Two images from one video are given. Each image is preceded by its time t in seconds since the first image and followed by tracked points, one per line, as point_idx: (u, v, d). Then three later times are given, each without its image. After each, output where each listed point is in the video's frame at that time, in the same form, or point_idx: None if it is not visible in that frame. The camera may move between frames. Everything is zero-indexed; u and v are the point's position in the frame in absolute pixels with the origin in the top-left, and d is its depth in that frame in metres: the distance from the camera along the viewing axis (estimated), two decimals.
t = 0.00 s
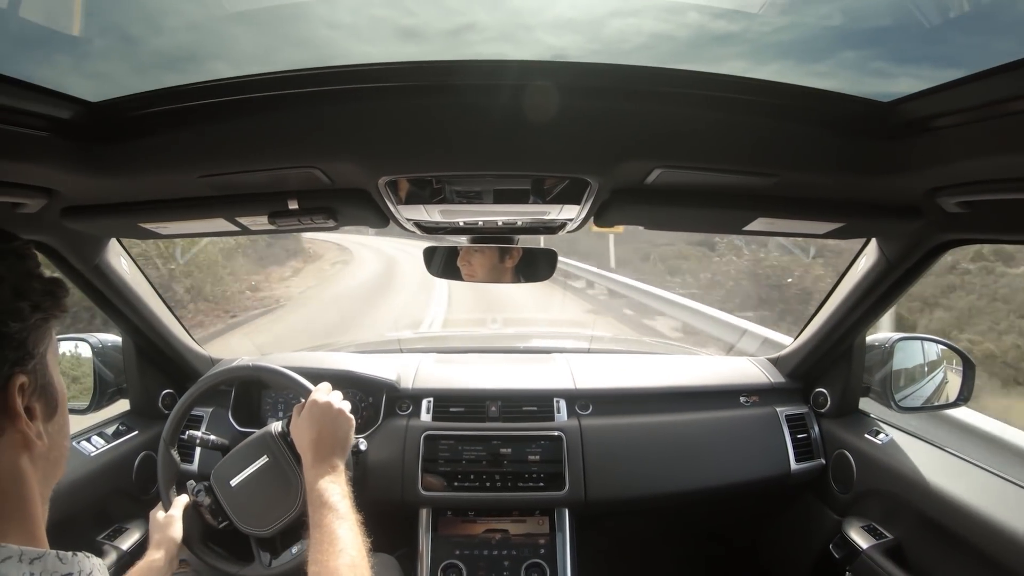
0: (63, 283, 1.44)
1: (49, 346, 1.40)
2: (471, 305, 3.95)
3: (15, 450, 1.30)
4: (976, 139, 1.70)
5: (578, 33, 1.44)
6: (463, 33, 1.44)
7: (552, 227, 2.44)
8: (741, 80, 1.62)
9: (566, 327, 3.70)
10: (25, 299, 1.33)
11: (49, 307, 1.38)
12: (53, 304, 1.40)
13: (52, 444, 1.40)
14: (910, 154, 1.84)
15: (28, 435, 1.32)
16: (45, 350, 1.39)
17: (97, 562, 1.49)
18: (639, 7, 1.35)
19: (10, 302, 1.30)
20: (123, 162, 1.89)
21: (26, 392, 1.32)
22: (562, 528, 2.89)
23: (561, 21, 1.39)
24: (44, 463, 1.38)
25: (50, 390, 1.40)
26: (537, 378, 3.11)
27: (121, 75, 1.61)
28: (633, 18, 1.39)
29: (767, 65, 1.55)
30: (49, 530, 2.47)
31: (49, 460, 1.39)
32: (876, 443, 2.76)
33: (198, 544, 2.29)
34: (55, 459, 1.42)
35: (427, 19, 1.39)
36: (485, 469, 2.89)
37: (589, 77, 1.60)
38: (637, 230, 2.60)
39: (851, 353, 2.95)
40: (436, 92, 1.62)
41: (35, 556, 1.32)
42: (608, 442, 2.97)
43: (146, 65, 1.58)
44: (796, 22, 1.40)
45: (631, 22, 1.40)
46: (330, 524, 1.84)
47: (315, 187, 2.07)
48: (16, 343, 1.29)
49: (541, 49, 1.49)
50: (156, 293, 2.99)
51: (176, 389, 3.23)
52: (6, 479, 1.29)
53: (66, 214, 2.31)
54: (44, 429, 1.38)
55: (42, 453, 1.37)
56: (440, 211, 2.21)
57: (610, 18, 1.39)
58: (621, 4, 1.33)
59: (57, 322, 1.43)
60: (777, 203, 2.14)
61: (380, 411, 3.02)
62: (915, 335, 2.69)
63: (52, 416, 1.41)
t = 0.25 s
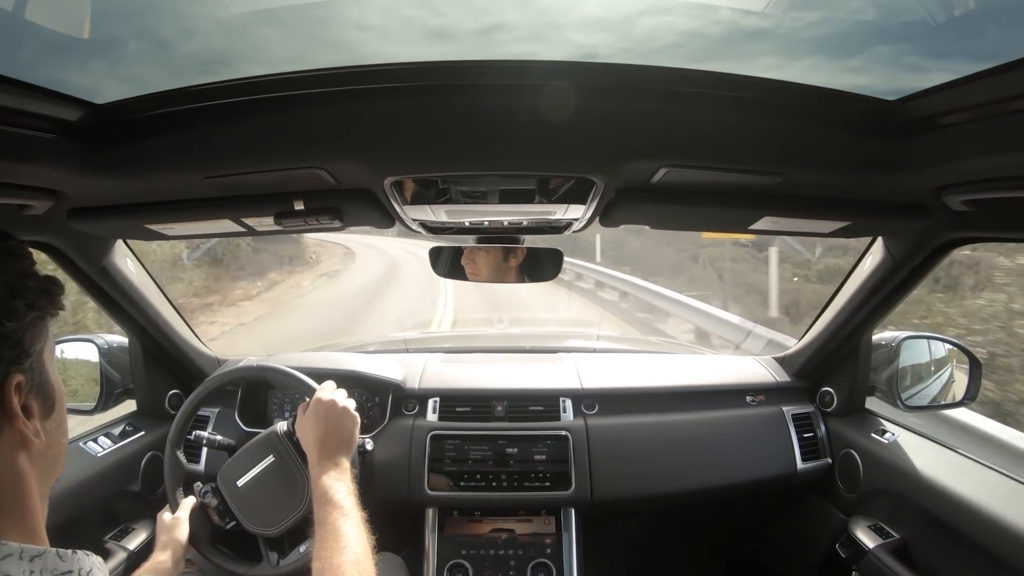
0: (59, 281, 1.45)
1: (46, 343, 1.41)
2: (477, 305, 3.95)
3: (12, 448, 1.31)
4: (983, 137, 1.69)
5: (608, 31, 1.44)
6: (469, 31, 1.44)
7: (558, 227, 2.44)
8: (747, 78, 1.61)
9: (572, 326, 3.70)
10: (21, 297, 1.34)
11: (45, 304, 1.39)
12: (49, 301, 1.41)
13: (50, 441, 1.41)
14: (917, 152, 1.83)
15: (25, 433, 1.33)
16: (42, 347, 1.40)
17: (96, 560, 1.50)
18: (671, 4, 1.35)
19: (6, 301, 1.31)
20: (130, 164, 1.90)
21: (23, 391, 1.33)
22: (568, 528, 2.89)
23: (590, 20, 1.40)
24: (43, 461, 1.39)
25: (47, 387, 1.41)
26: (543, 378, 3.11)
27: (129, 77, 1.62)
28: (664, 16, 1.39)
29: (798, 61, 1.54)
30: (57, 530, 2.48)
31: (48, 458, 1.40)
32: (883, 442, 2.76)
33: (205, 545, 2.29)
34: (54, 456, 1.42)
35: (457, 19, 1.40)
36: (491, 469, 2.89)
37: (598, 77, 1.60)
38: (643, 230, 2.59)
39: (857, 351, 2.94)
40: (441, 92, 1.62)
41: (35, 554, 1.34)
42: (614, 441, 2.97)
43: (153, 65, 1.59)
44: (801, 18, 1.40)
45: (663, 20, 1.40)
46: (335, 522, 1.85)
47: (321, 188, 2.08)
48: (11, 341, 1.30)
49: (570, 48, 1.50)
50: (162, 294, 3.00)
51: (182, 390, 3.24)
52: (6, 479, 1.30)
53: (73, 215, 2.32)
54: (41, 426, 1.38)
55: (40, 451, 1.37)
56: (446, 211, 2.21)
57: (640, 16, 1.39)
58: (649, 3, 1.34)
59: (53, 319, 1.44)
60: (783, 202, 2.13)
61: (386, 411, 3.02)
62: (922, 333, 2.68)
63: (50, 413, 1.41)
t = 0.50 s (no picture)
0: (59, 282, 1.45)
1: (46, 344, 1.41)
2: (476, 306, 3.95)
3: (14, 449, 1.31)
4: (982, 139, 1.69)
5: (635, 29, 1.43)
6: (469, 33, 1.44)
7: (557, 228, 2.44)
8: (747, 80, 1.61)
9: (571, 327, 3.70)
10: (21, 298, 1.33)
11: (45, 305, 1.39)
12: (49, 302, 1.40)
13: (51, 442, 1.41)
14: (915, 154, 1.83)
15: (26, 434, 1.33)
16: (43, 348, 1.40)
17: (99, 563, 1.49)
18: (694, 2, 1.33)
19: (6, 301, 1.30)
20: (128, 164, 1.90)
21: (23, 392, 1.33)
22: (567, 529, 2.89)
23: (616, 18, 1.38)
24: (44, 462, 1.39)
25: (48, 388, 1.41)
26: (542, 379, 3.11)
27: (128, 77, 1.62)
28: (690, 14, 1.36)
29: (825, 57, 1.51)
30: (55, 531, 2.48)
31: (49, 459, 1.40)
32: (881, 444, 2.76)
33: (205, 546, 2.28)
34: (55, 457, 1.42)
35: (482, 20, 1.38)
36: (490, 470, 2.89)
37: (598, 79, 1.60)
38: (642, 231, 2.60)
39: (856, 353, 2.94)
40: (440, 94, 1.62)
41: (36, 556, 1.33)
42: (613, 443, 2.97)
43: (152, 66, 1.59)
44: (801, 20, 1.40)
45: (688, 17, 1.37)
46: (335, 524, 1.85)
47: (320, 189, 2.08)
48: (11, 342, 1.30)
49: (597, 47, 1.48)
50: (161, 295, 3.00)
51: (181, 390, 3.24)
52: (8, 481, 1.30)
53: (72, 216, 2.32)
54: (42, 427, 1.38)
55: (41, 452, 1.37)
56: (445, 213, 2.21)
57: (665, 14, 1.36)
58: None
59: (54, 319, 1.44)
60: (782, 204, 2.13)
61: (385, 411, 3.02)
62: (920, 334, 2.67)
63: (51, 414, 1.41)
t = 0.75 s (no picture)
0: (57, 286, 1.42)
1: (41, 350, 1.39)
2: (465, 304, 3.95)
3: (9, 456, 1.30)
4: (965, 135, 1.71)
5: (653, 28, 1.47)
6: (456, 29, 1.44)
7: (544, 225, 2.44)
8: (734, 77, 1.61)
9: (559, 325, 3.70)
10: (21, 304, 1.31)
11: (43, 311, 1.37)
12: (48, 307, 1.38)
13: (45, 448, 1.40)
14: (899, 151, 1.85)
15: (22, 441, 1.32)
16: (38, 354, 1.38)
17: (90, 567, 1.48)
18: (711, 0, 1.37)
19: (6, 307, 1.28)
20: (113, 162, 1.89)
21: (19, 398, 1.32)
22: (556, 525, 2.90)
23: (635, 16, 1.42)
24: (39, 468, 1.38)
25: (43, 393, 1.40)
26: (530, 376, 3.11)
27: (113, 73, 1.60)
28: (707, 12, 1.41)
29: (843, 56, 1.55)
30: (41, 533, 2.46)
31: (43, 465, 1.39)
32: (869, 438, 2.78)
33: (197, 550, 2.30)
34: (49, 463, 1.42)
35: (503, 20, 1.42)
36: (478, 467, 2.89)
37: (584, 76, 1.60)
38: (629, 228, 2.60)
39: (844, 349, 2.96)
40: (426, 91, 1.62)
41: (29, 560, 1.31)
42: (602, 439, 2.97)
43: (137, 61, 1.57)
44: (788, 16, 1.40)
45: (706, 15, 1.42)
46: (324, 517, 1.85)
47: (307, 186, 2.07)
48: (9, 349, 1.28)
49: (615, 46, 1.52)
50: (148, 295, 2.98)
51: (169, 390, 3.22)
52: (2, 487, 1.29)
53: (56, 214, 2.30)
54: (38, 433, 1.37)
55: (36, 458, 1.36)
56: (432, 210, 2.21)
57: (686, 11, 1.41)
58: None
59: (50, 324, 1.42)
60: (769, 200, 2.15)
61: (374, 409, 3.02)
62: (907, 330, 2.70)
63: (46, 420, 1.40)
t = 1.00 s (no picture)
0: (49, 281, 1.44)
1: (35, 344, 1.40)
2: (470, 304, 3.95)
3: (4, 449, 1.31)
4: (973, 138, 1.70)
5: (691, 27, 1.45)
6: (461, 29, 1.44)
7: (550, 227, 2.44)
8: (740, 79, 1.61)
9: (564, 326, 3.70)
10: (11, 297, 1.32)
11: (34, 304, 1.38)
12: (39, 301, 1.40)
13: (42, 442, 1.41)
14: (907, 153, 1.84)
15: (16, 433, 1.33)
16: (33, 348, 1.39)
17: (90, 561, 1.48)
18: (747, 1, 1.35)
19: None
20: (121, 161, 1.89)
21: (13, 391, 1.32)
22: (560, 527, 2.89)
23: (670, 17, 1.40)
24: (34, 461, 1.39)
25: (37, 387, 1.40)
26: (535, 377, 3.11)
27: (120, 72, 1.61)
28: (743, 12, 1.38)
29: (883, 55, 1.51)
30: (47, 530, 2.47)
31: (39, 458, 1.40)
32: (875, 442, 2.77)
33: (206, 551, 2.28)
34: (46, 456, 1.42)
35: (538, 20, 1.41)
36: (483, 468, 2.89)
37: (590, 77, 1.60)
38: (636, 229, 2.59)
39: (850, 352, 2.95)
40: (433, 91, 1.62)
41: (28, 554, 1.32)
42: (606, 441, 2.97)
43: (145, 60, 1.58)
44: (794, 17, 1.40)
45: (743, 15, 1.39)
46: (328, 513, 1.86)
47: (313, 186, 2.07)
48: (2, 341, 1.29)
49: (652, 46, 1.51)
50: (154, 293, 2.99)
51: (175, 388, 3.23)
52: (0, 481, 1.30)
53: (64, 212, 2.31)
54: (33, 426, 1.38)
55: (31, 451, 1.37)
56: (439, 210, 2.21)
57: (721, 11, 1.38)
58: None
59: (43, 319, 1.43)
60: (776, 202, 2.14)
61: (379, 409, 3.02)
62: (914, 334, 2.69)
63: (41, 413, 1.41)
